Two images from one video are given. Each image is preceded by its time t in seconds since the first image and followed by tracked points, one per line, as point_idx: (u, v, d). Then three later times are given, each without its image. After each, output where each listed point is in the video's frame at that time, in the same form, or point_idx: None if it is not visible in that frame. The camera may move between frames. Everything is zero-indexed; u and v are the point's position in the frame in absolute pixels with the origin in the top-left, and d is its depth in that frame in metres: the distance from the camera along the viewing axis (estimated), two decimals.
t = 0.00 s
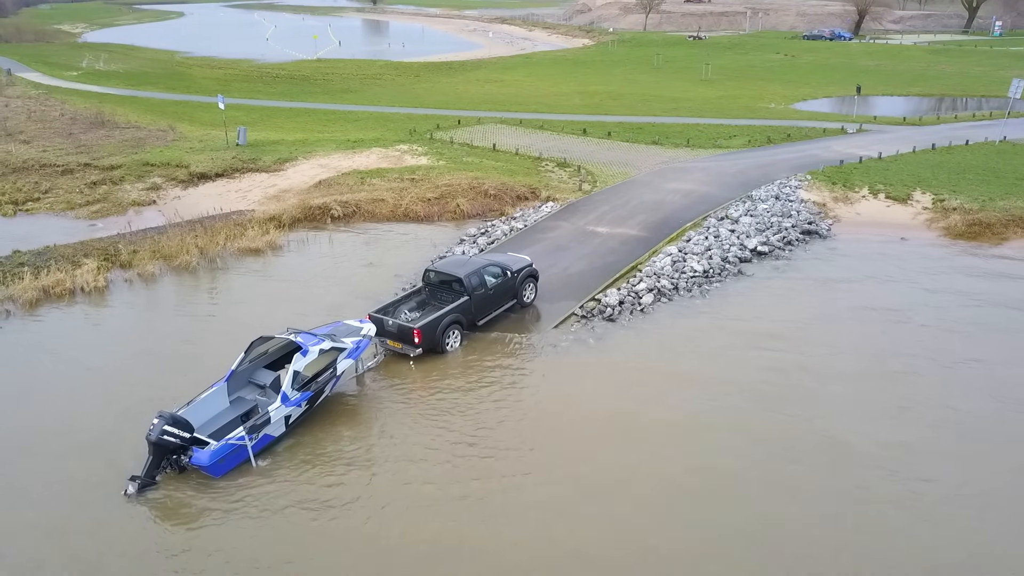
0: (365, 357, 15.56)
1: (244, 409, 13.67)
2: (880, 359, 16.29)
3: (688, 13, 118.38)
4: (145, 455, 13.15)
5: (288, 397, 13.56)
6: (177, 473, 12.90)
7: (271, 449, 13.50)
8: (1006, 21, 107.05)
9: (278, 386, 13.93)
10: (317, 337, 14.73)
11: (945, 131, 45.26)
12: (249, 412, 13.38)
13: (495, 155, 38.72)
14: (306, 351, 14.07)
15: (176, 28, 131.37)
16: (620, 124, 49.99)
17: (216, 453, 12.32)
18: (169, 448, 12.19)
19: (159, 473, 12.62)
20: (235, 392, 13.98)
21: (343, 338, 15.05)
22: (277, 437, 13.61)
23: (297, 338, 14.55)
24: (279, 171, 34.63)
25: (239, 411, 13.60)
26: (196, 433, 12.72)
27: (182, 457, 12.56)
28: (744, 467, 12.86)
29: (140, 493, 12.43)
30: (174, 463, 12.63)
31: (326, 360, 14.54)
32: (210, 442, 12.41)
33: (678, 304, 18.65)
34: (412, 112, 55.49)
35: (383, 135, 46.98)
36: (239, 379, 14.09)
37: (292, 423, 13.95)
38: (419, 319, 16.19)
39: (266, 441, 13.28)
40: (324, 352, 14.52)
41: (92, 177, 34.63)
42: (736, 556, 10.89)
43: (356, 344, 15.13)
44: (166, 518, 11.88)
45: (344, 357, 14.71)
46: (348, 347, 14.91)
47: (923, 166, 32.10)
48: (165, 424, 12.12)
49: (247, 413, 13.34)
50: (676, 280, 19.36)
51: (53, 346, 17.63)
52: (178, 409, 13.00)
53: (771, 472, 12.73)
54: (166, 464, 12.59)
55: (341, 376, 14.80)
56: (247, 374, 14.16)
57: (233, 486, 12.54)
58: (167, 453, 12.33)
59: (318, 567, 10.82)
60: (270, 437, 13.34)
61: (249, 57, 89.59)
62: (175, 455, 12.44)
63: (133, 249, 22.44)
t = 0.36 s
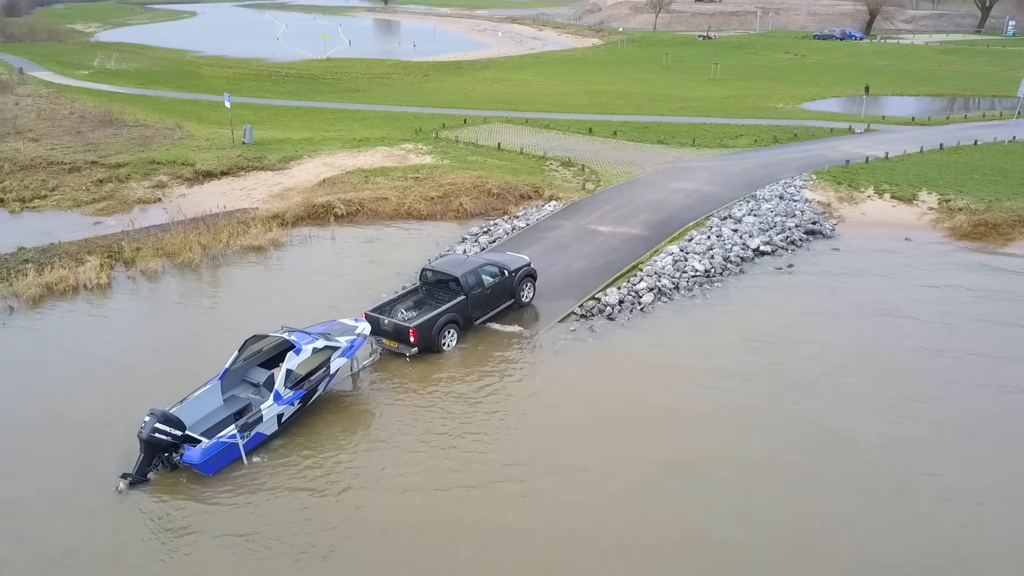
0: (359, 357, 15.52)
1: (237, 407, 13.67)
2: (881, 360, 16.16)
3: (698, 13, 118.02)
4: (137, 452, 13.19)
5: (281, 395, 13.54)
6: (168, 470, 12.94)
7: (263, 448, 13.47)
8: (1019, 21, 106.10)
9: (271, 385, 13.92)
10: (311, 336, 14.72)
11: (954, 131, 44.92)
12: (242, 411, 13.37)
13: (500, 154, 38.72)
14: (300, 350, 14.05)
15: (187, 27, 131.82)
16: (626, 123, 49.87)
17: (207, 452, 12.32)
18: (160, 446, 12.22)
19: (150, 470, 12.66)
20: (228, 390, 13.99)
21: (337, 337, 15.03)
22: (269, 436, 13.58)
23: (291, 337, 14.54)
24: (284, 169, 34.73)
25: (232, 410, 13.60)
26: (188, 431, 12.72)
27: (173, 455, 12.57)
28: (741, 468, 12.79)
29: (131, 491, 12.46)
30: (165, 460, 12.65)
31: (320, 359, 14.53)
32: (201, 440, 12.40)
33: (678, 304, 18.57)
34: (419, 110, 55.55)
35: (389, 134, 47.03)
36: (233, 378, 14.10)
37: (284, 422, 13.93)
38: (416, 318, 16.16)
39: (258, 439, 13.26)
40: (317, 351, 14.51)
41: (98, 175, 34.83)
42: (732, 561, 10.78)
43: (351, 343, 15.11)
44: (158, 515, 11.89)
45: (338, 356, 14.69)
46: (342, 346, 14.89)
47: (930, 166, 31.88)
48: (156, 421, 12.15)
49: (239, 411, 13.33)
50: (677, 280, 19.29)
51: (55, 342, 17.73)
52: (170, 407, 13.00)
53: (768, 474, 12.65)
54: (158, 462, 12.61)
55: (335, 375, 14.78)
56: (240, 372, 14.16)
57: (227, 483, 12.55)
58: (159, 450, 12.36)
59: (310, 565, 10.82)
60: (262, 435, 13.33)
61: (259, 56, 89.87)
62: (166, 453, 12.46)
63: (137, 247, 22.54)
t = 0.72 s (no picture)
0: (355, 354, 15.54)
1: (233, 403, 13.71)
2: (884, 360, 16.05)
3: (708, 13, 117.65)
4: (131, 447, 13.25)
5: (276, 391, 13.57)
6: (163, 465, 12.98)
7: (258, 444, 13.50)
8: None
9: (267, 381, 13.94)
10: (307, 333, 14.75)
11: (963, 131, 44.58)
12: (237, 406, 13.41)
13: (505, 152, 38.74)
14: (296, 346, 14.09)
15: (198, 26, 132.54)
16: (633, 122, 49.77)
17: (202, 447, 12.36)
18: (155, 441, 12.28)
19: (145, 466, 12.71)
20: (226, 386, 14.03)
21: (334, 334, 15.06)
22: (264, 432, 13.61)
23: (288, 333, 14.59)
24: (288, 168, 34.84)
25: (228, 405, 13.65)
26: (183, 426, 12.76)
27: (168, 450, 12.62)
28: (738, 467, 12.74)
29: (125, 485, 12.51)
30: (160, 456, 12.69)
31: (317, 356, 14.54)
32: (196, 436, 12.45)
33: (679, 303, 18.50)
34: (425, 109, 55.63)
35: (395, 133, 47.12)
36: (230, 374, 14.13)
37: (279, 418, 13.95)
38: (414, 315, 16.17)
39: (253, 435, 13.29)
40: (314, 347, 14.53)
41: (105, 173, 35.05)
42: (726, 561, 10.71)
43: (347, 340, 15.13)
44: (152, 510, 11.92)
45: (334, 352, 14.72)
46: (339, 342, 14.91)
47: (938, 166, 31.63)
48: (152, 416, 12.21)
49: (234, 407, 13.38)
50: (679, 279, 19.22)
51: (57, 337, 17.84)
52: (166, 402, 13.05)
53: (766, 473, 12.58)
54: (152, 457, 12.65)
55: (331, 372, 14.79)
56: (237, 368, 14.19)
57: (224, 479, 12.59)
58: (153, 446, 12.42)
59: (305, 559, 10.87)
60: (256, 431, 13.36)
61: (269, 56, 90.21)
62: (160, 448, 12.50)
63: (140, 244, 22.65)
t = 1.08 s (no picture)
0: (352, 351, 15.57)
1: (230, 398, 13.79)
2: (885, 361, 15.95)
3: (720, 12, 117.15)
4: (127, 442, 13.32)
5: (272, 387, 13.63)
6: (158, 460, 13.06)
7: (254, 439, 13.58)
8: None
9: (263, 377, 14.01)
10: (305, 329, 14.81)
11: (974, 130, 44.19)
12: (234, 402, 13.49)
13: (510, 151, 38.73)
14: (293, 342, 14.15)
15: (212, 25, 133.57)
16: (641, 121, 49.62)
17: (197, 442, 12.44)
18: (150, 436, 12.36)
19: (141, 460, 12.78)
20: (223, 381, 14.11)
21: (332, 331, 15.12)
22: (259, 428, 13.68)
23: (285, 329, 14.64)
24: (294, 165, 34.96)
25: (225, 400, 13.72)
26: (179, 421, 12.84)
27: (164, 445, 12.70)
28: (734, 466, 12.70)
29: (121, 479, 12.60)
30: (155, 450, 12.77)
31: (313, 352, 14.59)
32: (191, 430, 12.52)
33: (680, 302, 18.44)
34: (434, 108, 55.70)
35: (402, 131, 47.21)
36: (227, 369, 14.21)
37: (275, 414, 14.01)
38: (413, 312, 16.19)
39: (248, 431, 13.36)
40: (311, 344, 14.58)
41: (113, 170, 35.28)
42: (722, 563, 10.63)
43: (345, 337, 15.18)
44: (147, 505, 11.98)
45: (331, 349, 14.77)
46: (336, 339, 14.97)
47: (947, 165, 31.38)
48: (147, 411, 12.29)
49: (231, 402, 13.44)
50: (680, 278, 19.15)
51: (60, 331, 18.00)
52: (163, 397, 13.13)
53: (762, 472, 12.54)
54: (147, 451, 12.74)
55: (328, 369, 14.84)
56: (235, 364, 14.27)
57: (220, 473, 12.66)
58: (149, 440, 12.49)
59: (299, 554, 10.92)
60: (252, 427, 13.43)
61: (282, 55, 90.55)
62: (156, 442, 12.58)
63: (145, 241, 22.79)
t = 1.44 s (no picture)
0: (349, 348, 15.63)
1: (227, 394, 13.86)
2: (887, 362, 15.83)
3: (731, 12, 116.72)
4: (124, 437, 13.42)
5: (269, 383, 13.69)
6: (155, 455, 13.15)
7: (250, 435, 13.64)
8: None
9: (260, 374, 14.07)
10: (302, 326, 14.87)
11: (985, 131, 43.80)
12: (231, 398, 13.55)
13: (516, 150, 38.72)
14: (289, 339, 14.21)
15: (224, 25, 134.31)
16: (648, 121, 49.49)
17: (193, 437, 12.51)
18: (147, 431, 12.42)
19: (137, 455, 12.87)
20: (221, 377, 14.19)
21: (329, 328, 15.17)
22: (256, 424, 13.74)
23: (283, 326, 14.71)
24: (301, 164, 35.10)
25: (222, 396, 13.80)
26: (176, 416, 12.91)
27: (160, 440, 12.76)
28: (731, 467, 12.66)
29: (117, 474, 12.67)
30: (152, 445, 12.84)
31: (311, 349, 14.65)
32: (187, 426, 12.59)
33: (681, 301, 18.38)
34: (442, 107, 55.78)
35: (409, 130, 47.30)
36: (225, 365, 14.28)
37: (272, 411, 14.08)
38: (412, 310, 16.21)
39: (244, 427, 13.42)
40: (308, 341, 14.64)
41: (121, 168, 35.52)
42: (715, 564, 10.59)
43: (342, 334, 15.24)
44: (143, 500, 12.06)
45: (329, 346, 14.82)
46: (334, 336, 15.02)
47: (955, 165, 31.19)
48: (144, 406, 12.35)
49: (228, 398, 13.51)
50: (682, 277, 19.10)
51: (64, 328, 18.14)
52: (160, 393, 13.20)
53: (759, 473, 12.49)
54: (144, 447, 12.81)
55: (325, 366, 14.89)
56: (233, 360, 14.34)
57: (218, 469, 12.72)
58: (146, 435, 12.57)
59: (294, 550, 10.97)
60: (248, 423, 13.50)
61: (292, 54, 90.88)
62: (152, 438, 12.64)
63: (150, 238, 22.94)
